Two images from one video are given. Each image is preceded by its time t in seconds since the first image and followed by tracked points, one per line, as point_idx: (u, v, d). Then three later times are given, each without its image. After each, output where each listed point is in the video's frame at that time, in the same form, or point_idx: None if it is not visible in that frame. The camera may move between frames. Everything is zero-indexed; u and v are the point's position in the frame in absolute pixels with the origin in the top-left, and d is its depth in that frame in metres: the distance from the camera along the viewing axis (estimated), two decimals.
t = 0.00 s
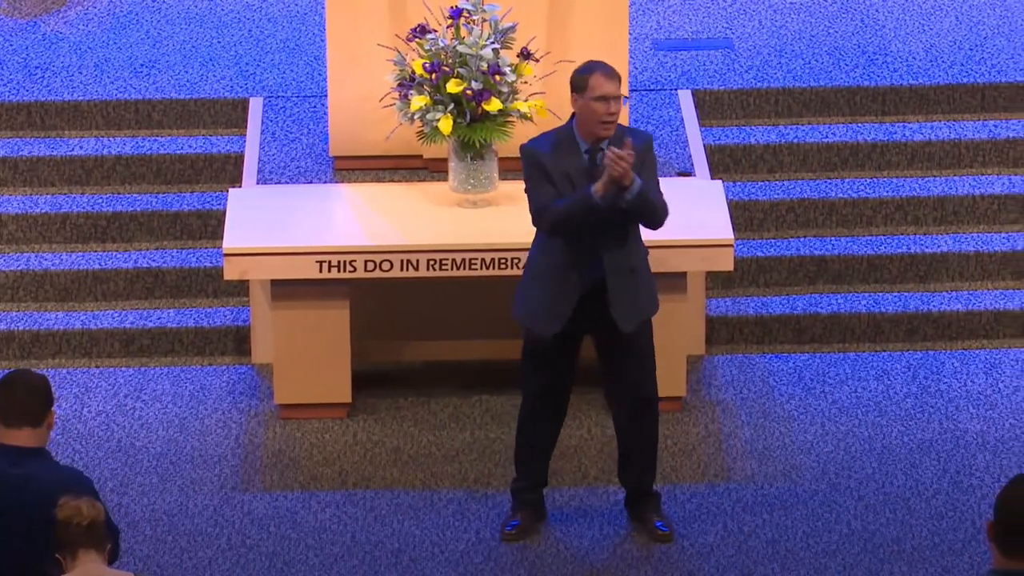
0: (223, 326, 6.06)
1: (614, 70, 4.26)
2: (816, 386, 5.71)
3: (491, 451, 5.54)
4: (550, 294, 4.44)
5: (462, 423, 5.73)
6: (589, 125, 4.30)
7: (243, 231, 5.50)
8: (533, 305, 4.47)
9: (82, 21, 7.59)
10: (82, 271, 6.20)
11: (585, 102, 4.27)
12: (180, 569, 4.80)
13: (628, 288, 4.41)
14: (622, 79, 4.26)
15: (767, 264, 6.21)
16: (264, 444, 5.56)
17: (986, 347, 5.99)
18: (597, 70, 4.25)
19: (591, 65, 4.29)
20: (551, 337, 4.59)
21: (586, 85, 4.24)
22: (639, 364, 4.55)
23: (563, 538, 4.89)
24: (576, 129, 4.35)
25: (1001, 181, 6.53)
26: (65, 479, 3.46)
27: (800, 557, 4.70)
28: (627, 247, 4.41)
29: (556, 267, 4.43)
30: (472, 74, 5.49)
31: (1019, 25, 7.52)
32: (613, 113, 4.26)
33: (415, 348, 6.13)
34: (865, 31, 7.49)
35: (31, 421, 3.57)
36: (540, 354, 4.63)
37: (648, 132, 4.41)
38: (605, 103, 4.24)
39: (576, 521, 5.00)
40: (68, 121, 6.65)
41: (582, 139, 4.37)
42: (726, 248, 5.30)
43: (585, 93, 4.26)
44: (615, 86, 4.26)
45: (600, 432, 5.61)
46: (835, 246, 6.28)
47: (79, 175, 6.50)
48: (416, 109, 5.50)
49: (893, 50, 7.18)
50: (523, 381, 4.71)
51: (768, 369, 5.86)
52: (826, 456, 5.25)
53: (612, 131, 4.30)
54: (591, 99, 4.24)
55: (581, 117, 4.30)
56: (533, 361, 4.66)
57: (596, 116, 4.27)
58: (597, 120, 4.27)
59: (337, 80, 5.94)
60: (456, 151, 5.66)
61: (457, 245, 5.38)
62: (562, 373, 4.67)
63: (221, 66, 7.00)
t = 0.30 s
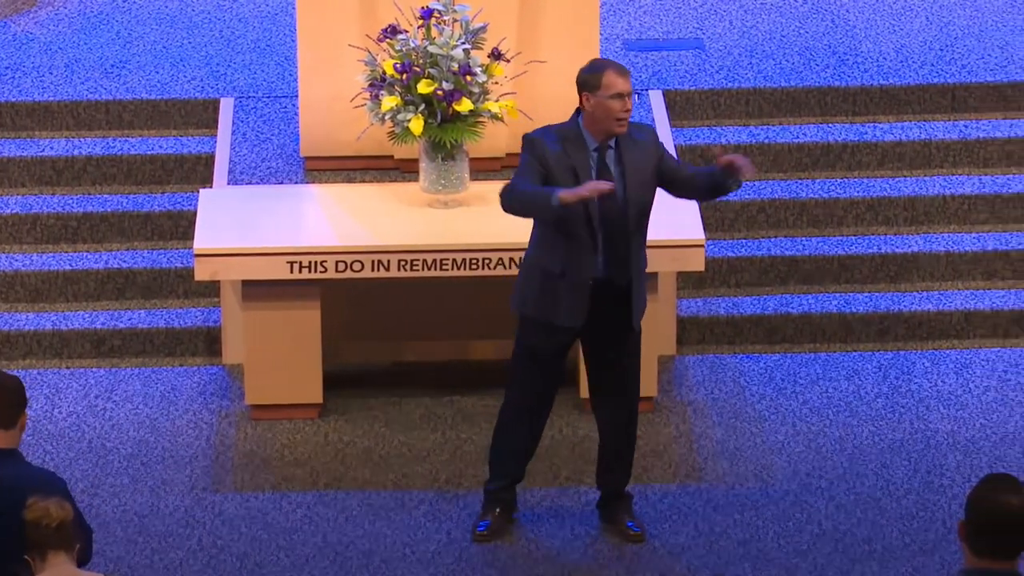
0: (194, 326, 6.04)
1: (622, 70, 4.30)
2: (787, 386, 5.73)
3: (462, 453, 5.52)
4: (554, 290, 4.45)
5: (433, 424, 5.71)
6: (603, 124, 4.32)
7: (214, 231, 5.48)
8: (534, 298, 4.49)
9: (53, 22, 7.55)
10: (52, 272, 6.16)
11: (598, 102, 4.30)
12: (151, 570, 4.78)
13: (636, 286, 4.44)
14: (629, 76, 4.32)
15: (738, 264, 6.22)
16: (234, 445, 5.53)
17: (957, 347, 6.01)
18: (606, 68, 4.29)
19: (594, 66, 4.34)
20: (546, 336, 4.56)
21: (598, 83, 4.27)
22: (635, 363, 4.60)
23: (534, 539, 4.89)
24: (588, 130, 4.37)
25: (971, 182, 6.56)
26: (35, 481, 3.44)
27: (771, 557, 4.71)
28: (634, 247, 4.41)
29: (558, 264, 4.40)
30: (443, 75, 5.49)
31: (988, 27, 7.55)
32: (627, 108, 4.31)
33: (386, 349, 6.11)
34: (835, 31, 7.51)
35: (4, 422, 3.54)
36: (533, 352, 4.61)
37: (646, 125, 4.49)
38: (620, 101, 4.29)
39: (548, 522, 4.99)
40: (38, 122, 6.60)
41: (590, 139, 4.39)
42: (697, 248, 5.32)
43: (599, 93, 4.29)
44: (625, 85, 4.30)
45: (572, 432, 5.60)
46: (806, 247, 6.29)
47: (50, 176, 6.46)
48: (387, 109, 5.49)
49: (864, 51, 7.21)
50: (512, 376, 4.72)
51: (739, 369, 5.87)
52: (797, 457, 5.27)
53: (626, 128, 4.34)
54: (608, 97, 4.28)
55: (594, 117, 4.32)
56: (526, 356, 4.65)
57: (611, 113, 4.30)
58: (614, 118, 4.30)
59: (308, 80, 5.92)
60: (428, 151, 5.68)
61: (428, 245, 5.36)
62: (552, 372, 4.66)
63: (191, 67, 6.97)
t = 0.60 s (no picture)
0: (157, 328, 6.02)
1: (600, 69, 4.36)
2: (750, 387, 5.79)
3: (425, 454, 5.51)
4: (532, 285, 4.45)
5: (396, 424, 5.71)
6: (581, 124, 4.37)
7: (175, 232, 5.45)
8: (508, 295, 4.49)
9: (12, 20, 7.49)
10: (14, 273, 6.12)
11: (578, 102, 4.35)
12: (114, 572, 4.76)
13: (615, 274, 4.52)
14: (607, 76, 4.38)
15: (701, 265, 6.28)
16: (197, 446, 5.51)
17: (919, 347, 6.10)
18: (585, 68, 4.34)
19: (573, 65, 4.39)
20: (525, 338, 4.55)
21: (577, 83, 4.33)
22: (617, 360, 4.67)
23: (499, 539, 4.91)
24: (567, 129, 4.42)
25: (933, 182, 6.65)
26: None
27: (735, 558, 4.76)
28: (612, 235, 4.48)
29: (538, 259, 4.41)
30: (405, 75, 5.42)
31: (950, 28, 7.67)
32: (605, 108, 4.36)
33: (348, 350, 6.11)
34: (798, 32, 7.59)
35: None
36: (513, 354, 4.60)
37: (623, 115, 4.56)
38: (599, 100, 4.34)
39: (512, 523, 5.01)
40: None
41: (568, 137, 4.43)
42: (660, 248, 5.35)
43: (577, 93, 4.34)
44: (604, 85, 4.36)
45: (535, 433, 5.63)
46: (769, 247, 6.36)
47: (11, 176, 6.42)
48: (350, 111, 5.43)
49: (827, 52, 7.29)
50: (497, 384, 4.69)
51: (702, 370, 5.94)
52: (760, 457, 5.33)
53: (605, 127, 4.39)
54: (587, 96, 4.33)
55: (574, 117, 4.37)
56: (505, 360, 4.63)
57: (590, 113, 4.36)
58: (593, 117, 4.35)
59: (271, 81, 5.90)
60: (391, 152, 5.63)
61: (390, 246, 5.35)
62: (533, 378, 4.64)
63: (153, 68, 6.93)
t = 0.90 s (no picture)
0: (118, 328, 5.99)
1: (542, 71, 4.38)
2: (711, 387, 5.81)
3: (387, 454, 5.50)
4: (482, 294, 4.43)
5: (358, 425, 5.70)
6: (527, 127, 4.41)
7: (136, 233, 5.42)
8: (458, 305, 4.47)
9: None
10: None
11: (521, 106, 4.38)
12: (75, 573, 4.73)
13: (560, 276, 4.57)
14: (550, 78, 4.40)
15: (663, 265, 6.30)
16: (158, 447, 5.49)
17: (881, 347, 6.13)
18: (526, 71, 4.36)
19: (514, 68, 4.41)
20: (487, 338, 4.57)
21: (519, 87, 4.35)
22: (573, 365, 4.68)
23: (461, 540, 4.91)
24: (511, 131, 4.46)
25: (894, 182, 6.68)
26: None
27: (697, 558, 4.77)
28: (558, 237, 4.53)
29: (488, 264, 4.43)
30: (366, 76, 5.41)
31: (910, 28, 7.71)
32: (549, 111, 4.39)
33: (310, 351, 6.09)
34: (758, 32, 7.61)
35: None
36: (474, 355, 4.61)
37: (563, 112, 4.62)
38: (541, 103, 4.37)
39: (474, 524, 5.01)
40: None
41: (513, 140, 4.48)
42: (621, 249, 5.35)
43: (520, 97, 4.37)
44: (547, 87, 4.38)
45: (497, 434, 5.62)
46: (731, 247, 6.38)
47: None
48: (311, 111, 5.41)
49: (787, 52, 7.31)
50: (462, 385, 4.68)
51: (663, 370, 5.95)
52: (721, 457, 5.34)
53: (550, 129, 4.43)
54: (530, 101, 4.36)
55: (518, 120, 4.40)
56: (470, 361, 4.64)
57: (534, 116, 4.39)
58: (537, 121, 4.38)
59: (232, 81, 5.88)
60: (351, 153, 5.61)
61: (352, 246, 5.34)
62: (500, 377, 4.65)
63: (114, 68, 6.90)
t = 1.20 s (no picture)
0: (87, 329, 5.97)
1: (511, 67, 4.44)
2: (681, 387, 5.82)
3: (357, 454, 5.49)
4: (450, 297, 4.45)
5: (328, 425, 5.69)
6: (501, 123, 4.45)
7: (105, 233, 5.40)
8: (425, 308, 4.48)
9: None
10: None
11: (494, 103, 4.43)
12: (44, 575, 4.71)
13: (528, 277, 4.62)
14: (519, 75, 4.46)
15: (633, 265, 6.31)
16: (128, 447, 5.47)
17: (850, 347, 6.16)
18: (496, 69, 4.42)
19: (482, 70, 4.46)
20: (462, 336, 4.59)
21: (491, 84, 4.40)
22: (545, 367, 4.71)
23: (431, 540, 4.90)
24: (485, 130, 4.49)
25: (864, 182, 6.71)
26: None
27: (667, 558, 4.78)
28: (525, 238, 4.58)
29: (458, 267, 4.45)
30: (336, 77, 5.42)
31: (879, 28, 7.74)
32: (522, 105, 4.44)
33: (280, 351, 6.08)
34: (727, 32, 7.63)
35: None
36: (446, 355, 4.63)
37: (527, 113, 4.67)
38: (514, 98, 4.42)
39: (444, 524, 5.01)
40: None
41: (488, 141, 4.51)
42: (591, 249, 5.36)
43: (492, 94, 4.42)
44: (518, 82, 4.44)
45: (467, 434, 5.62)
46: (700, 248, 6.39)
47: None
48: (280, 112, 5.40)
49: (756, 52, 7.33)
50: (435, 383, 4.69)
51: (633, 370, 5.97)
52: (691, 458, 5.36)
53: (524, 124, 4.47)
54: (503, 96, 4.41)
55: (493, 118, 4.44)
56: (446, 359, 4.64)
57: (508, 112, 4.43)
58: (512, 115, 4.43)
59: (200, 82, 5.87)
60: (321, 152, 5.60)
61: (322, 246, 5.32)
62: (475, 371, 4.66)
63: (83, 69, 6.87)
